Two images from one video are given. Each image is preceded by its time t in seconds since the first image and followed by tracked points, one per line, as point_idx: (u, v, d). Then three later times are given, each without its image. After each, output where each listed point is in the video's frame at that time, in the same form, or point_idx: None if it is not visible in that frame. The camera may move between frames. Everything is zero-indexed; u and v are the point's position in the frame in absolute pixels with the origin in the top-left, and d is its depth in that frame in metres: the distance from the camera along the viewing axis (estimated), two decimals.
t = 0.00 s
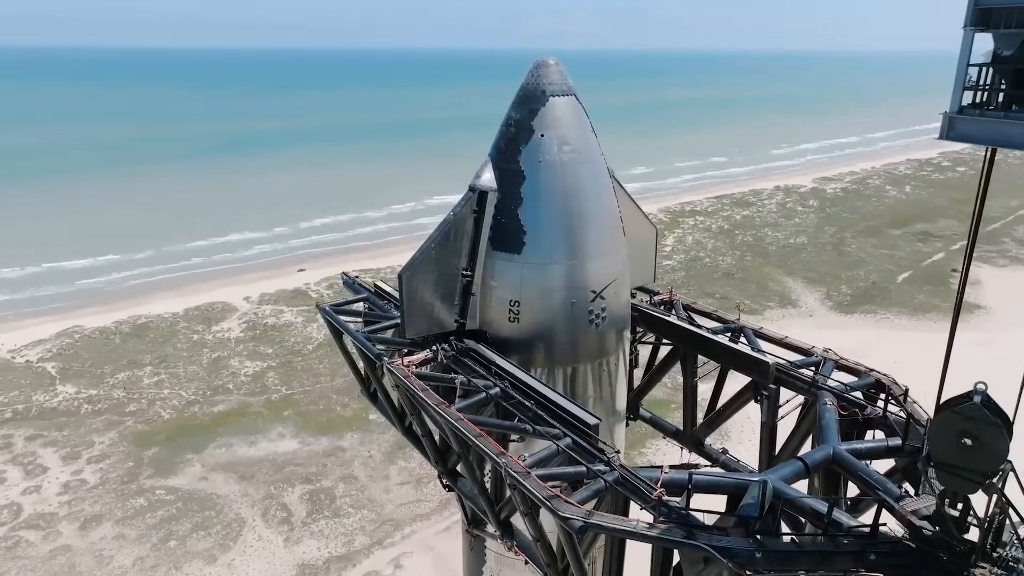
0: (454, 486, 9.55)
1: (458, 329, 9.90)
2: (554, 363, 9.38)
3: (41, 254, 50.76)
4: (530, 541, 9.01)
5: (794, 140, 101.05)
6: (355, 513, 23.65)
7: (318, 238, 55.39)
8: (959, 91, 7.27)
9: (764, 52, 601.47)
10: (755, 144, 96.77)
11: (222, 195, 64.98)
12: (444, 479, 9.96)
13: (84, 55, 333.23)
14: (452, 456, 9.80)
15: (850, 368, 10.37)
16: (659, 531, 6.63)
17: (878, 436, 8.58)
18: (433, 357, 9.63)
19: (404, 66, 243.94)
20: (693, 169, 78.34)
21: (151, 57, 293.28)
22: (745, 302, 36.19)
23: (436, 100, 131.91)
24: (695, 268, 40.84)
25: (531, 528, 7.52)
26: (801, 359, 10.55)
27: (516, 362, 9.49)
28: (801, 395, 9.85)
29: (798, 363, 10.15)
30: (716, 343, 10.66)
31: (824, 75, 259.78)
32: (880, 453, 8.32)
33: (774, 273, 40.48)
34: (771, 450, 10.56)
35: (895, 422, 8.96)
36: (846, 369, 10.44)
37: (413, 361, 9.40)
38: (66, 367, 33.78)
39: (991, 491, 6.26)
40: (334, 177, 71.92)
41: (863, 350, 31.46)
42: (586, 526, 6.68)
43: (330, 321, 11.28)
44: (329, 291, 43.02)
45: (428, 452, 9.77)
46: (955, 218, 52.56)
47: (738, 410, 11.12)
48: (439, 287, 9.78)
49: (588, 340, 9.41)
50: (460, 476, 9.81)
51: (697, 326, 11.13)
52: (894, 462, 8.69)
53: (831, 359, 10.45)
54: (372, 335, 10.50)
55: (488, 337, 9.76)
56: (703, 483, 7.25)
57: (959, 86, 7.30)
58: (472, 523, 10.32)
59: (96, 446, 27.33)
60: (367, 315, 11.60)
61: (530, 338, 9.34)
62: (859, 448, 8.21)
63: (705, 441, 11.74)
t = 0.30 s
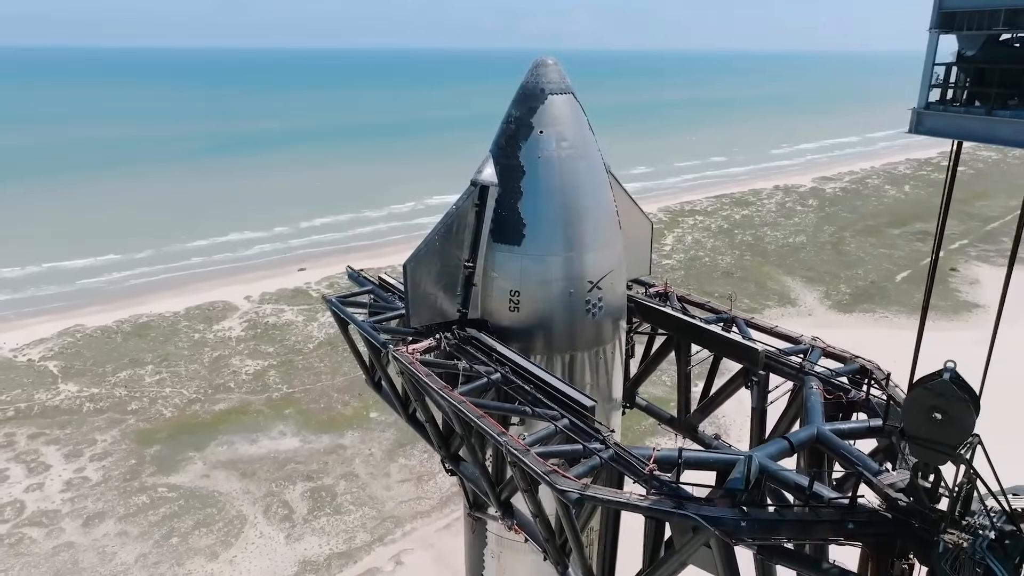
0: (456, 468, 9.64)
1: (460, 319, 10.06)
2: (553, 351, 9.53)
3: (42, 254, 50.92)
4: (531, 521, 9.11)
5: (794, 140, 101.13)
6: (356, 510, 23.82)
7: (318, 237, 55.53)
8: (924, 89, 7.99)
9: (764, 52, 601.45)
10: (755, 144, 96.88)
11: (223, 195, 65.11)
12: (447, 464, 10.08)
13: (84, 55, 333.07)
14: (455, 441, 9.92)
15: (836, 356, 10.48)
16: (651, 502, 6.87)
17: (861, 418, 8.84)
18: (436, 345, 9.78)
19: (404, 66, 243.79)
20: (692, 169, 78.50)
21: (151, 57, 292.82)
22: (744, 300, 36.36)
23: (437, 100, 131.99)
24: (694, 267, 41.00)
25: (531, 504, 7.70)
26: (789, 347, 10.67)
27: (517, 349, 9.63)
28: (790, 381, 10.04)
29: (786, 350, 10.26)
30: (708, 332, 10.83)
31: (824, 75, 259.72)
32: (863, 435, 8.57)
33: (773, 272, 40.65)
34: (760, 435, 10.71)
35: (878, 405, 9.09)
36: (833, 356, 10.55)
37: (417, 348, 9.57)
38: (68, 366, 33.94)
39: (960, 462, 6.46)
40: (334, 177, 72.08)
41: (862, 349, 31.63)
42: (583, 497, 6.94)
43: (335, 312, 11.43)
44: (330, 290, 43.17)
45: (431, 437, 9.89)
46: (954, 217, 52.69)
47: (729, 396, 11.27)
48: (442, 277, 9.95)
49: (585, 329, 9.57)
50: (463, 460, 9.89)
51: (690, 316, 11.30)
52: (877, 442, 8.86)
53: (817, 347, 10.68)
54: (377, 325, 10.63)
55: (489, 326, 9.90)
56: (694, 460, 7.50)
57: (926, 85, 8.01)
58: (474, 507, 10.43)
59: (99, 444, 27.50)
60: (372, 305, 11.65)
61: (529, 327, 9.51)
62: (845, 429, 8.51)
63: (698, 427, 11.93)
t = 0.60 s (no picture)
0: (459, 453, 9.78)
1: (463, 310, 10.28)
2: (552, 340, 9.72)
3: (42, 253, 51.12)
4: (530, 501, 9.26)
5: (793, 140, 101.37)
6: (357, 507, 24.03)
7: (318, 237, 55.72)
8: (891, 92, 7.30)
9: (763, 53, 601.78)
10: (754, 144, 97.10)
11: (222, 194, 65.24)
12: (450, 449, 10.24)
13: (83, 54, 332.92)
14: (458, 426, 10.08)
15: (821, 344, 10.57)
16: (641, 476, 7.06)
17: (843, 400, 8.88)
18: (440, 334, 9.95)
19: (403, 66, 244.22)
20: (692, 169, 78.73)
21: (151, 57, 292.89)
22: (742, 299, 36.55)
23: (437, 100, 132.17)
24: (693, 266, 41.23)
25: (530, 483, 7.90)
26: (776, 336, 10.74)
27: (517, 339, 9.84)
28: (776, 368, 10.19)
29: (777, 339, 10.41)
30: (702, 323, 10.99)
31: (824, 75, 260.12)
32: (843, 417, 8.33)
33: (772, 272, 40.86)
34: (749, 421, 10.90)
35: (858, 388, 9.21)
36: (818, 345, 10.61)
37: (422, 337, 9.75)
38: (70, 365, 34.13)
39: (928, 437, 6.64)
40: (334, 177, 72.30)
41: (859, 347, 31.86)
42: (579, 473, 7.12)
43: (341, 304, 11.58)
44: (331, 289, 43.37)
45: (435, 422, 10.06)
46: (953, 217, 52.91)
47: (721, 383, 11.44)
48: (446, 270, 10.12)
49: (582, 320, 9.76)
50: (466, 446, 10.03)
51: (684, 307, 11.47)
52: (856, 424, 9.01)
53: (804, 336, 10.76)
54: (383, 316, 10.76)
55: (491, 316, 10.10)
56: (683, 438, 7.61)
57: (891, 88, 7.33)
58: (474, 491, 10.59)
59: (101, 442, 27.70)
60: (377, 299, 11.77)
61: (529, 317, 9.70)
62: (828, 412, 8.35)
63: (693, 415, 12.13)
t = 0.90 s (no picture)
0: (463, 442, 9.92)
1: (466, 304, 10.44)
2: (552, 333, 9.90)
3: (43, 253, 51.29)
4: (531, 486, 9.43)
5: (793, 140, 101.58)
6: (358, 504, 24.22)
7: (318, 237, 55.90)
8: (865, 95, 7.15)
9: (763, 53, 601.91)
10: (754, 144, 97.27)
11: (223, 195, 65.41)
12: (453, 438, 10.39)
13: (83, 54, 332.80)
14: (461, 415, 10.23)
15: (810, 336, 10.70)
16: (635, 457, 7.29)
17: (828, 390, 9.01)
18: (444, 327, 10.09)
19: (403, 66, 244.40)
20: (692, 169, 78.92)
21: (151, 57, 293.09)
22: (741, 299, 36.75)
23: (437, 100, 132.32)
24: (693, 266, 41.43)
25: (531, 467, 8.09)
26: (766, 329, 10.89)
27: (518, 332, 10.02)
28: (766, 359, 10.33)
29: (767, 332, 10.58)
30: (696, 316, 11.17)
31: (824, 76, 260.52)
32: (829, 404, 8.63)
33: (771, 271, 41.05)
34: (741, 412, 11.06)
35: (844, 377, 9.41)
36: (807, 337, 10.75)
37: (426, 330, 9.91)
38: (72, 364, 34.31)
39: (903, 419, 6.83)
40: (334, 177, 72.47)
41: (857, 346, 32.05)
42: (577, 455, 7.29)
43: (346, 298, 11.69)
44: (332, 289, 43.54)
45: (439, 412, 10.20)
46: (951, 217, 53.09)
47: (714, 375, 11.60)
48: (449, 264, 10.29)
49: (581, 315, 9.94)
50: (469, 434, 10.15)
51: (679, 302, 11.63)
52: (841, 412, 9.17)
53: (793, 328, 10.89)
54: (389, 309, 10.89)
55: (493, 310, 10.27)
56: (675, 423, 7.82)
57: (863, 91, 7.19)
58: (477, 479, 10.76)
59: (103, 440, 27.87)
60: (382, 292, 11.84)
61: (529, 312, 9.89)
62: (811, 399, 8.60)
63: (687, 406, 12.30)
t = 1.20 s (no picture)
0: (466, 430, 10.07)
1: (469, 297, 10.61)
2: (552, 325, 10.05)
3: (45, 252, 51.52)
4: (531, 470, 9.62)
5: (792, 140, 101.79)
6: (359, 502, 24.40)
7: (319, 237, 56.07)
8: (842, 97, 7.31)
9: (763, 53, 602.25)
10: (754, 144, 97.48)
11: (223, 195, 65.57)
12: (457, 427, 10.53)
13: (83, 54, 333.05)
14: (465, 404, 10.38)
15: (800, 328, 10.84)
16: (630, 438, 7.45)
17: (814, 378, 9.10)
18: (448, 320, 10.25)
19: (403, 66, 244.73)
20: (691, 169, 79.11)
21: (152, 57, 293.17)
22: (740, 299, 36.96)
23: (437, 100, 132.50)
24: (692, 266, 41.64)
25: (531, 451, 8.25)
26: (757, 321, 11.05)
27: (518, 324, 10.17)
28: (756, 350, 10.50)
29: (757, 324, 10.76)
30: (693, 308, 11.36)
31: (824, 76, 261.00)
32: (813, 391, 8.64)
33: (769, 271, 41.26)
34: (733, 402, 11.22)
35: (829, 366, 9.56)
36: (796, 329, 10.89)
37: (431, 321, 10.08)
38: (75, 362, 34.50)
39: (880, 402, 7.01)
40: (334, 176, 72.63)
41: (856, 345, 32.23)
42: (575, 436, 7.46)
43: (352, 291, 11.78)
44: (332, 289, 43.74)
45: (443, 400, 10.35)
46: (950, 217, 53.27)
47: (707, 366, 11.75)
48: (452, 260, 10.44)
49: (579, 308, 10.08)
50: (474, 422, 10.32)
51: (674, 296, 11.80)
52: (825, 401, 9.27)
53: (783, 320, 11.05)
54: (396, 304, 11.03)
55: (494, 303, 10.43)
56: (668, 408, 7.87)
57: (841, 93, 7.31)
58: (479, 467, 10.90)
59: (106, 439, 28.06)
60: (387, 286, 11.93)
61: (529, 305, 10.04)
62: (798, 384, 8.64)
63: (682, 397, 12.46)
